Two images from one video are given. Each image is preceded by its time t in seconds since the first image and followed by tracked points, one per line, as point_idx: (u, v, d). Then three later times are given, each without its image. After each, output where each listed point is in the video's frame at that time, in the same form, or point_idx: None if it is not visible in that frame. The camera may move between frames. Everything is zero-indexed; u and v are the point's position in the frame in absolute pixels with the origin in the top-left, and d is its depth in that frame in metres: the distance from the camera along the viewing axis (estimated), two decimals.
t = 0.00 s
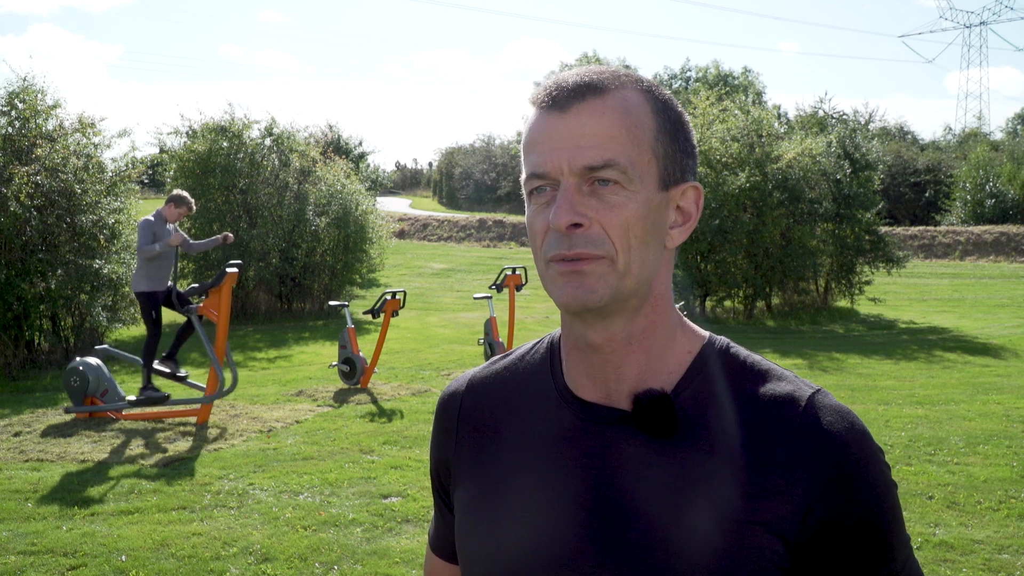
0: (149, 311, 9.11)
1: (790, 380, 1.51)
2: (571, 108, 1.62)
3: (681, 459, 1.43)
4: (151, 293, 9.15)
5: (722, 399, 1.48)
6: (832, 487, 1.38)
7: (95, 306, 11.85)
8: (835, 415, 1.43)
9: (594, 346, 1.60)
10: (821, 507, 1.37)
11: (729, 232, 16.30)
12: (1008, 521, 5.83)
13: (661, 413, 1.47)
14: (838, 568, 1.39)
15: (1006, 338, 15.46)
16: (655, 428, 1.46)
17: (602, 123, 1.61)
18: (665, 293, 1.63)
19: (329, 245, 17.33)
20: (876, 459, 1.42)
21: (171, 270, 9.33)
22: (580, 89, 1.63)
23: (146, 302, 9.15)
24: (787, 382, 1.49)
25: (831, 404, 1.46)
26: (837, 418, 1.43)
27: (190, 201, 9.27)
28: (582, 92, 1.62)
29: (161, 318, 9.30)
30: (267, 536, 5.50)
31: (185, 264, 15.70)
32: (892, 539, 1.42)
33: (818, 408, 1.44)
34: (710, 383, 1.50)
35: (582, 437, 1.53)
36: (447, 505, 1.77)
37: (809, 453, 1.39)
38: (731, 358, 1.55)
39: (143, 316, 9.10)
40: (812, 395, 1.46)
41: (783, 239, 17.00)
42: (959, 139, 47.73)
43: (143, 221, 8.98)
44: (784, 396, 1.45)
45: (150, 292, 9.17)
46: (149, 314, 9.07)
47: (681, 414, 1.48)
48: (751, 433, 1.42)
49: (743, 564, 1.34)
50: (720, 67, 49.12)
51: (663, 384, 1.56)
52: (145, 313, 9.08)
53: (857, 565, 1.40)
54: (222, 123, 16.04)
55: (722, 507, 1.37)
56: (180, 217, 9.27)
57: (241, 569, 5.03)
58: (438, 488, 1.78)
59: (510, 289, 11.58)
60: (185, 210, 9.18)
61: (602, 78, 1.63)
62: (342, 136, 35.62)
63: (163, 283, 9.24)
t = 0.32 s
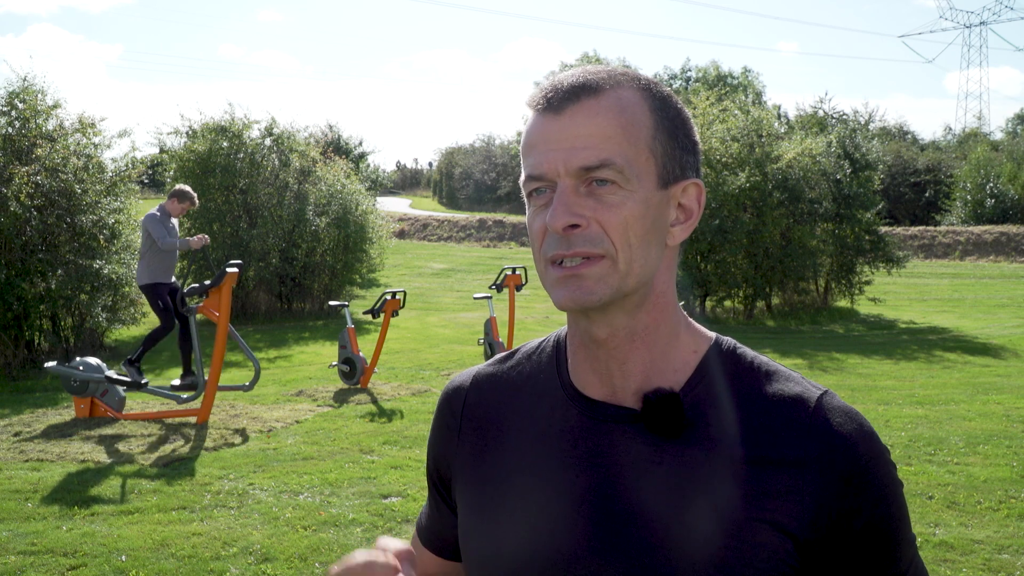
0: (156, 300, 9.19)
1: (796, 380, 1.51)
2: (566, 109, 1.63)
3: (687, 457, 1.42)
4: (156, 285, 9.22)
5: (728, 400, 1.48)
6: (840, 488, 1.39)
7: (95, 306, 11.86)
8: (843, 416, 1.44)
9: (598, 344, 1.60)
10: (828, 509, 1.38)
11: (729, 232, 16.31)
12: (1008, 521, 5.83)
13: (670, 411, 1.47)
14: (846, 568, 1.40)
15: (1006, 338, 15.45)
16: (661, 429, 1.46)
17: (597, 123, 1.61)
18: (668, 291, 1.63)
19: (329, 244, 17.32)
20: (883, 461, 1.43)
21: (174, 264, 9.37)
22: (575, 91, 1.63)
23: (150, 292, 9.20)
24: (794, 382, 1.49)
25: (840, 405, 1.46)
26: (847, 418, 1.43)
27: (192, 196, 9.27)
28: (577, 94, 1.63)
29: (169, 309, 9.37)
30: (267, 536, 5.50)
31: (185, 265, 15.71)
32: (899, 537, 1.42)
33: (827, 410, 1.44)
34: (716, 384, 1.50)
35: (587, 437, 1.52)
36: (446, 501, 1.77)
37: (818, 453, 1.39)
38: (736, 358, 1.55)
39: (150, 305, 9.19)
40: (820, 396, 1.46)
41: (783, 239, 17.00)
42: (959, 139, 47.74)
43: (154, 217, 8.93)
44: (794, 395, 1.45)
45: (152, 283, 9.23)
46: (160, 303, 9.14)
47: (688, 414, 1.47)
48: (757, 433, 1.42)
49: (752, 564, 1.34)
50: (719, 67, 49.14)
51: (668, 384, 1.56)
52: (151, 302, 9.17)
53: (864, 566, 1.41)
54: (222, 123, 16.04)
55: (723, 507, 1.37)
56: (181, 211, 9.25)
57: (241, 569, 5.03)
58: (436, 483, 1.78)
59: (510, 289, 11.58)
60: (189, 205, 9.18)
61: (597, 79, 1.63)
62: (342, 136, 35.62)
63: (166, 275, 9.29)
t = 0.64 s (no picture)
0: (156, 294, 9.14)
1: (792, 380, 1.51)
2: (569, 115, 1.62)
3: (683, 458, 1.43)
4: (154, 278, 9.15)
5: (725, 402, 1.48)
6: (836, 487, 1.39)
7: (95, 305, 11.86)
8: (840, 416, 1.44)
9: (598, 348, 1.60)
10: (823, 509, 1.38)
11: (729, 232, 16.31)
12: (1008, 521, 5.83)
13: (667, 413, 1.46)
14: (842, 566, 1.40)
15: (1006, 338, 15.45)
16: (659, 430, 1.46)
17: (600, 128, 1.61)
18: (666, 294, 1.63)
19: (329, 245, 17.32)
20: (878, 460, 1.43)
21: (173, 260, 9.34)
22: (578, 95, 1.63)
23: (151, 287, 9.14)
24: (789, 383, 1.49)
25: (834, 405, 1.46)
26: (842, 418, 1.44)
27: (189, 193, 9.19)
28: (580, 98, 1.62)
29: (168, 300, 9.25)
30: (267, 536, 5.50)
31: (185, 264, 15.71)
32: (893, 538, 1.42)
33: (822, 410, 1.44)
34: (713, 387, 1.50)
35: (585, 440, 1.52)
36: (444, 508, 1.77)
37: (813, 453, 1.40)
38: (734, 359, 1.55)
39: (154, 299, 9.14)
40: (815, 396, 1.47)
41: (783, 239, 17.00)
42: (959, 139, 47.74)
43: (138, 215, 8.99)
44: (790, 396, 1.46)
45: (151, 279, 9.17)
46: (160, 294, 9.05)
47: (685, 416, 1.48)
48: (754, 433, 1.42)
49: (749, 562, 1.34)
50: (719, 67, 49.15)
51: (667, 387, 1.56)
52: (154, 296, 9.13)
53: (859, 565, 1.41)
54: (222, 123, 16.06)
55: (724, 507, 1.37)
56: (179, 207, 9.22)
57: (241, 569, 5.03)
58: (432, 488, 1.78)
59: (510, 289, 11.58)
60: (185, 201, 9.11)
61: (599, 83, 1.63)
62: (342, 136, 35.64)
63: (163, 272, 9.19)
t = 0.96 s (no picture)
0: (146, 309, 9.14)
1: (784, 380, 1.51)
2: (573, 100, 1.63)
3: (676, 458, 1.43)
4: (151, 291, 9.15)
5: (719, 398, 1.48)
6: (828, 488, 1.39)
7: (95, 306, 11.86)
8: (830, 417, 1.44)
9: (592, 340, 1.60)
10: (817, 510, 1.38)
11: (729, 232, 16.31)
12: (1008, 521, 5.83)
13: (658, 412, 1.47)
14: (832, 569, 1.40)
15: (1006, 338, 15.45)
16: (650, 428, 1.46)
17: (604, 115, 1.61)
18: (661, 291, 1.64)
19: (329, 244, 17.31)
20: (869, 462, 1.43)
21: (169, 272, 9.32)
22: (584, 83, 1.63)
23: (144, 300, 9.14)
24: (782, 382, 1.49)
25: (825, 405, 1.46)
26: (832, 419, 1.44)
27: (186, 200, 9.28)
28: (585, 86, 1.63)
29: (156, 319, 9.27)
30: (267, 536, 5.50)
31: (185, 264, 15.72)
32: (886, 540, 1.42)
33: (812, 409, 1.44)
34: (707, 383, 1.51)
35: (578, 438, 1.52)
36: (438, 509, 1.76)
37: (804, 454, 1.40)
38: (727, 357, 1.55)
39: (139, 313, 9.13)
40: (806, 396, 1.47)
41: (783, 239, 16.99)
42: (960, 139, 47.73)
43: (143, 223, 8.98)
44: (782, 394, 1.46)
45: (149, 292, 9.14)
46: (146, 315, 9.07)
47: (678, 413, 1.48)
48: (749, 431, 1.43)
49: (739, 564, 1.34)
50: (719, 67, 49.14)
51: (661, 382, 1.56)
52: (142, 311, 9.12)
53: (851, 567, 1.41)
54: (222, 123, 16.06)
55: (723, 507, 1.37)
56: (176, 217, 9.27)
57: (241, 569, 5.03)
58: (428, 491, 1.77)
59: (510, 289, 11.58)
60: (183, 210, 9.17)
61: (604, 74, 1.64)
62: (342, 136, 35.64)
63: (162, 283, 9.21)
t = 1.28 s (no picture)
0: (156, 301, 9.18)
1: (785, 383, 1.51)
2: (570, 104, 1.63)
3: (675, 459, 1.43)
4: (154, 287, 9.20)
5: (719, 401, 1.48)
6: (830, 491, 1.38)
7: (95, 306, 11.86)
8: (831, 420, 1.44)
9: (592, 343, 1.60)
10: (817, 513, 1.38)
11: (729, 232, 16.31)
12: (1008, 521, 5.82)
13: (657, 414, 1.47)
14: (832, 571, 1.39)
15: (1006, 338, 15.44)
16: (650, 430, 1.46)
17: (601, 119, 1.61)
18: (661, 293, 1.64)
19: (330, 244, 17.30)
20: (869, 465, 1.42)
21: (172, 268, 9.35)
22: (579, 86, 1.63)
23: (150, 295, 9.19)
24: (782, 385, 1.49)
25: (826, 409, 1.46)
26: (833, 422, 1.43)
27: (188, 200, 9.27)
28: (581, 89, 1.63)
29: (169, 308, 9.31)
30: (267, 536, 5.50)
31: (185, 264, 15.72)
32: (885, 544, 1.42)
33: (813, 412, 1.44)
34: (708, 386, 1.51)
35: (578, 440, 1.52)
36: (437, 508, 1.76)
37: (804, 457, 1.39)
38: (727, 361, 1.55)
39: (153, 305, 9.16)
40: (806, 399, 1.46)
41: (783, 240, 16.99)
42: (959, 139, 47.73)
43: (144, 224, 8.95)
44: (781, 399, 1.46)
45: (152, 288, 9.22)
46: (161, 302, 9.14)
47: (678, 416, 1.48)
48: (749, 434, 1.42)
49: (737, 567, 1.34)
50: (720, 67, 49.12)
51: (658, 385, 1.56)
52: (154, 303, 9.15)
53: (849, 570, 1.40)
54: (222, 123, 16.06)
55: (722, 508, 1.37)
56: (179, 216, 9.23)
57: (241, 569, 5.02)
58: (427, 491, 1.77)
59: (510, 289, 11.58)
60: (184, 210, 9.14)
61: (600, 76, 1.63)
62: (342, 137, 35.64)
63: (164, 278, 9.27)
